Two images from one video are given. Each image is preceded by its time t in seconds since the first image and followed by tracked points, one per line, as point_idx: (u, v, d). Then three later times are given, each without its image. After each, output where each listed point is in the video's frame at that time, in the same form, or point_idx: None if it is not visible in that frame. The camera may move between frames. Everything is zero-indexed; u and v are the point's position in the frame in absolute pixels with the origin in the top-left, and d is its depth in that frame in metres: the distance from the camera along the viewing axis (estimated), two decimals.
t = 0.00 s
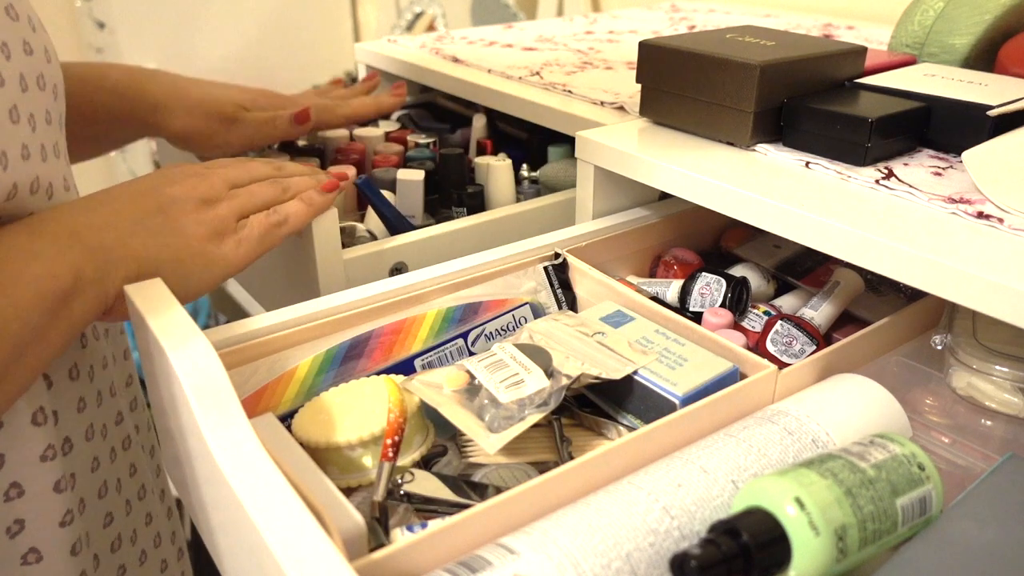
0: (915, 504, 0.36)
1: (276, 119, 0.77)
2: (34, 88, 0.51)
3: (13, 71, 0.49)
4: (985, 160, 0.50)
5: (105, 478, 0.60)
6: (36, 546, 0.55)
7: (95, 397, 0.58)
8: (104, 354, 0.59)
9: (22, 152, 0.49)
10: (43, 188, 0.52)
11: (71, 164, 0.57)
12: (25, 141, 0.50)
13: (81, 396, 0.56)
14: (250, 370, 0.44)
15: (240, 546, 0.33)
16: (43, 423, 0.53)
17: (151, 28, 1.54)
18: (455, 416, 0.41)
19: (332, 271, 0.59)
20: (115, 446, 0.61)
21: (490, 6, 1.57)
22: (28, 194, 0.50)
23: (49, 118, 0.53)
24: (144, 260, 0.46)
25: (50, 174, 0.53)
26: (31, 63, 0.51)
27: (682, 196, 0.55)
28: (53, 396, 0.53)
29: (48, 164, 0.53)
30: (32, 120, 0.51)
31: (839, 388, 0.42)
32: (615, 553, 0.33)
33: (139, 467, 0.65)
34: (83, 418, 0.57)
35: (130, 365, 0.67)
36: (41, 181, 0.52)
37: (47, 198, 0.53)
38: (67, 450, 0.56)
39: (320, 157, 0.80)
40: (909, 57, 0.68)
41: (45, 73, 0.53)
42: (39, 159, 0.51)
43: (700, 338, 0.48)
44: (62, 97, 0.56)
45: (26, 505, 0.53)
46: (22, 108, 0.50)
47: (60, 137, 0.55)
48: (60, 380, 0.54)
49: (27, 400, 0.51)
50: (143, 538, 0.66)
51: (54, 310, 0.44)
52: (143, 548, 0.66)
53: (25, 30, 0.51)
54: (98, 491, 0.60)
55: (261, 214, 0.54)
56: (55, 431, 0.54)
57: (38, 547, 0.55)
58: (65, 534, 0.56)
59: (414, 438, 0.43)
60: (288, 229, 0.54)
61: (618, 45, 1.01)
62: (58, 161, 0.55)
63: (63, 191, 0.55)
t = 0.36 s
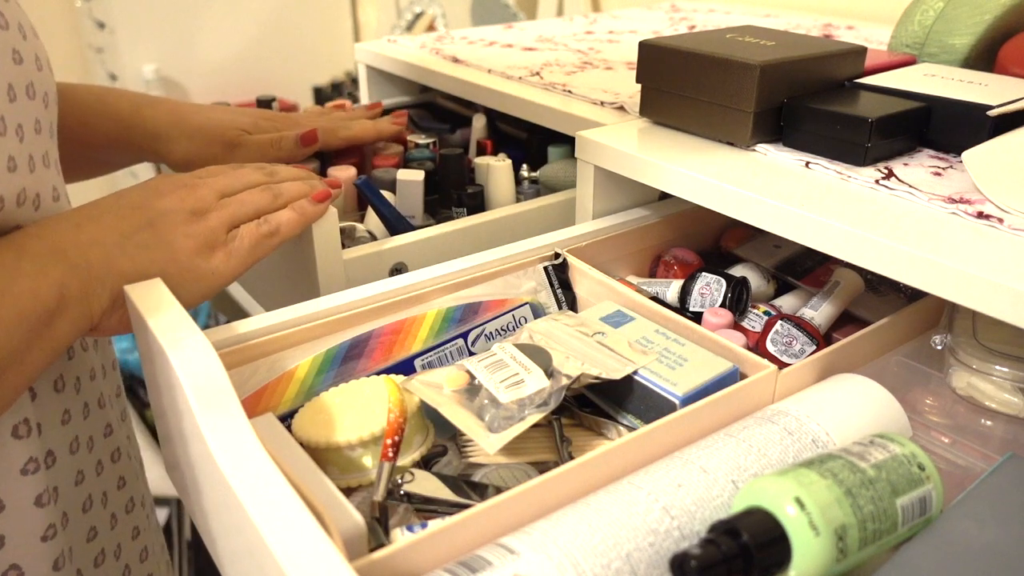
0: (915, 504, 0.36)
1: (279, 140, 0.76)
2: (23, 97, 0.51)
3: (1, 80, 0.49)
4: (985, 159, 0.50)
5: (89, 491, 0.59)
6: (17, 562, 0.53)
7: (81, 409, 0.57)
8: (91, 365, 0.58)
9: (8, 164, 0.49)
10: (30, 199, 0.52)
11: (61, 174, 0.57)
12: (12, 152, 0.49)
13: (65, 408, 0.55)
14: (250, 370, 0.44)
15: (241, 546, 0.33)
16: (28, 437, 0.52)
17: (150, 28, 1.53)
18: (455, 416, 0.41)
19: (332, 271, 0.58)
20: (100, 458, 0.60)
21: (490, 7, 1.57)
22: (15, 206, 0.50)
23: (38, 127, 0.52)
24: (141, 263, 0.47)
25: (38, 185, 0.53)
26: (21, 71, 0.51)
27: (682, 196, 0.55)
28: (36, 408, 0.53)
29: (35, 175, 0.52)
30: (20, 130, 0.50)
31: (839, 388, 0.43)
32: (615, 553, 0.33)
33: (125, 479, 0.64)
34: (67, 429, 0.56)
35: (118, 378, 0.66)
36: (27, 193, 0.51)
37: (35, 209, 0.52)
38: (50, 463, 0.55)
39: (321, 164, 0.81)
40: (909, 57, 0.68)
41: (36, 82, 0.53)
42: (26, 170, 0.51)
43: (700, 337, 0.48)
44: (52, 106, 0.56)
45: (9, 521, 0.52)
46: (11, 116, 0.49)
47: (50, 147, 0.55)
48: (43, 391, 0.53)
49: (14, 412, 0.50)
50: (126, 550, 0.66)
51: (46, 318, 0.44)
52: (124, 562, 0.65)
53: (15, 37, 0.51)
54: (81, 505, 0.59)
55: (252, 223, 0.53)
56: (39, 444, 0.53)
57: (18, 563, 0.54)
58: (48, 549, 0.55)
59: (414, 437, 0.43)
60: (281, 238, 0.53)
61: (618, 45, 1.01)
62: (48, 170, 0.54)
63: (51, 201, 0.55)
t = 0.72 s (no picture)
0: (915, 504, 0.36)
1: (262, 116, 0.77)
2: (12, 87, 0.51)
3: None
4: (985, 159, 0.50)
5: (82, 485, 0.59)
6: (13, 554, 0.53)
7: (73, 402, 0.57)
8: (83, 358, 0.58)
9: None
10: (19, 189, 0.52)
11: (49, 163, 0.57)
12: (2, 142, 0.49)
13: (58, 401, 0.55)
14: (249, 370, 0.44)
15: (242, 547, 0.33)
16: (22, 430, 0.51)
17: (150, 27, 1.53)
18: (455, 416, 0.41)
19: (318, 269, 0.59)
20: (92, 451, 0.60)
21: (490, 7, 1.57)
22: (4, 195, 0.50)
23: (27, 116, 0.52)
24: (137, 257, 0.46)
25: (27, 174, 0.53)
26: (11, 61, 0.50)
27: (682, 197, 0.55)
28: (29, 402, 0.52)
29: (24, 164, 0.52)
30: (10, 120, 0.50)
31: (839, 388, 0.42)
32: (615, 553, 0.33)
33: (116, 472, 0.64)
34: (60, 423, 0.56)
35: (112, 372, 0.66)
36: (16, 181, 0.51)
37: (23, 198, 0.52)
38: (43, 456, 0.55)
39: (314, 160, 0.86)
40: (909, 57, 0.67)
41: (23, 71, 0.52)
42: (15, 160, 0.51)
43: (700, 338, 0.48)
44: (40, 95, 0.55)
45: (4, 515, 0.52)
46: None
47: (39, 137, 0.55)
48: (36, 385, 0.53)
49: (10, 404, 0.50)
50: (118, 543, 0.66)
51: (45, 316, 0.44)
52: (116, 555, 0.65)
53: (4, 27, 0.50)
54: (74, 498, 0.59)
55: (243, 218, 0.53)
56: (33, 438, 0.53)
57: (14, 555, 0.53)
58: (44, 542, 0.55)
59: (414, 438, 0.43)
60: (273, 233, 0.53)
61: (618, 45, 1.01)
62: (37, 160, 0.54)
63: (41, 191, 0.55)
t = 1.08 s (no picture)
0: (915, 504, 0.36)
1: (255, 114, 0.75)
2: (7, 84, 0.51)
3: None
4: (985, 159, 0.50)
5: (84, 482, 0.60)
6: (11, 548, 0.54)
7: (72, 399, 0.57)
8: (81, 355, 0.58)
9: None
10: (15, 186, 0.52)
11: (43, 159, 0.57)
12: None
13: (57, 398, 0.55)
14: (249, 369, 0.44)
15: (243, 547, 0.33)
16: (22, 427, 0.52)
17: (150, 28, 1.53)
18: (455, 416, 0.41)
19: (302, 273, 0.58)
20: (92, 449, 0.60)
21: (490, 7, 1.57)
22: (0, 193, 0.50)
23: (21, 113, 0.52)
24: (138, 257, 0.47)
25: (22, 171, 0.53)
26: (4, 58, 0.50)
27: (682, 197, 0.55)
28: (28, 400, 0.52)
29: (19, 162, 0.52)
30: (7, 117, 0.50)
31: (839, 388, 0.43)
32: (615, 553, 0.33)
33: (117, 468, 0.64)
34: (60, 419, 0.56)
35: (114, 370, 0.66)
36: (13, 178, 0.52)
37: (19, 196, 0.52)
38: (43, 454, 0.54)
39: (297, 164, 0.82)
40: (909, 57, 0.67)
41: (16, 69, 0.52)
42: (11, 158, 0.51)
43: (699, 338, 0.48)
44: (33, 91, 0.55)
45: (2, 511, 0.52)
46: None
47: (33, 134, 0.55)
48: (34, 383, 0.53)
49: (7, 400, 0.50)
50: (120, 539, 0.66)
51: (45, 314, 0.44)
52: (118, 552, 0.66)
53: None
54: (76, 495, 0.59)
55: (227, 214, 0.52)
56: (31, 434, 0.53)
57: (16, 552, 0.54)
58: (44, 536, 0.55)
59: (414, 438, 0.43)
60: (259, 229, 0.53)
61: (618, 45, 1.01)
62: (32, 157, 0.54)
63: (37, 188, 0.55)
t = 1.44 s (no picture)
0: (915, 504, 0.36)
1: (320, 62, 0.67)
2: (10, 89, 0.50)
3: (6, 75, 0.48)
4: (984, 159, 0.50)
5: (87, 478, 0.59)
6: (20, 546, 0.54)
7: (73, 397, 0.57)
8: (79, 354, 0.58)
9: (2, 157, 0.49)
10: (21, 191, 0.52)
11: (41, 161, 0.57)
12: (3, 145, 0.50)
13: (61, 396, 0.55)
14: (249, 370, 0.44)
15: (243, 547, 0.33)
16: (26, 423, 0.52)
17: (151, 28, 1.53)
18: (455, 416, 0.41)
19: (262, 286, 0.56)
20: (93, 446, 0.60)
21: (490, 6, 1.57)
22: (9, 196, 0.50)
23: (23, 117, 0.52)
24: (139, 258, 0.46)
25: (27, 176, 0.53)
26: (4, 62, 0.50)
27: (683, 197, 0.55)
28: (32, 398, 0.52)
29: (23, 166, 0.52)
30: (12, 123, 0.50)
31: (838, 389, 0.43)
32: (615, 553, 0.33)
33: (117, 465, 0.64)
34: (64, 416, 0.56)
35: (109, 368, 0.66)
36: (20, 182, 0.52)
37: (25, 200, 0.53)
38: (48, 451, 0.54)
39: (264, 170, 0.81)
40: (909, 57, 0.67)
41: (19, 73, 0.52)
42: (16, 163, 0.51)
43: (699, 338, 0.48)
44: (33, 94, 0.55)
45: (10, 508, 0.52)
46: None
47: (33, 137, 0.55)
48: (37, 382, 0.53)
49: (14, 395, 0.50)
50: (121, 536, 0.66)
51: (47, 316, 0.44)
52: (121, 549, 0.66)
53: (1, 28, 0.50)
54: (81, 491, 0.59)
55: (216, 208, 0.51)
56: (36, 431, 0.53)
57: (23, 547, 0.54)
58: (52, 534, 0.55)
59: (414, 438, 0.43)
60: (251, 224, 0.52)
61: (618, 45, 1.01)
62: (33, 161, 0.54)
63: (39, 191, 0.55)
